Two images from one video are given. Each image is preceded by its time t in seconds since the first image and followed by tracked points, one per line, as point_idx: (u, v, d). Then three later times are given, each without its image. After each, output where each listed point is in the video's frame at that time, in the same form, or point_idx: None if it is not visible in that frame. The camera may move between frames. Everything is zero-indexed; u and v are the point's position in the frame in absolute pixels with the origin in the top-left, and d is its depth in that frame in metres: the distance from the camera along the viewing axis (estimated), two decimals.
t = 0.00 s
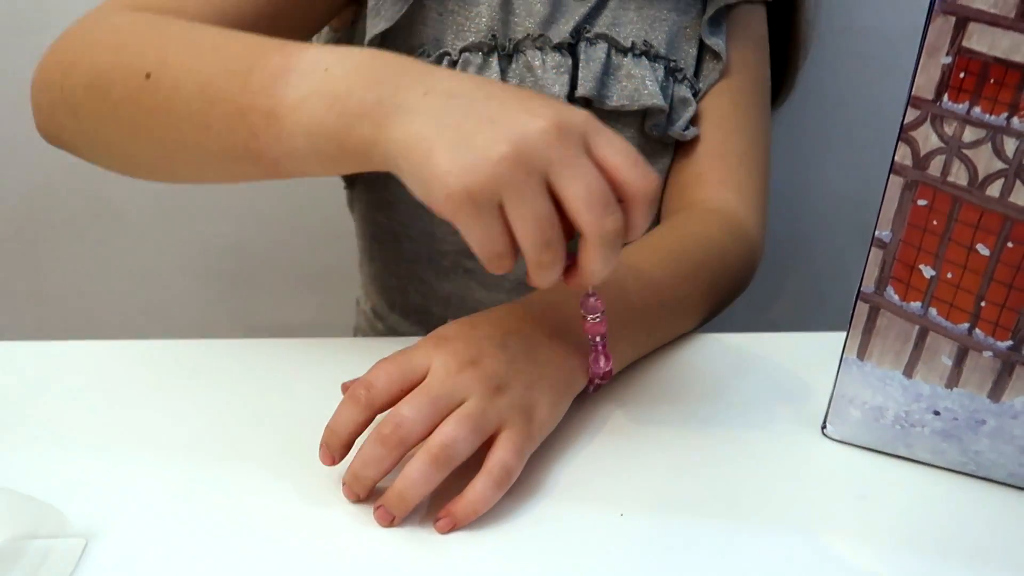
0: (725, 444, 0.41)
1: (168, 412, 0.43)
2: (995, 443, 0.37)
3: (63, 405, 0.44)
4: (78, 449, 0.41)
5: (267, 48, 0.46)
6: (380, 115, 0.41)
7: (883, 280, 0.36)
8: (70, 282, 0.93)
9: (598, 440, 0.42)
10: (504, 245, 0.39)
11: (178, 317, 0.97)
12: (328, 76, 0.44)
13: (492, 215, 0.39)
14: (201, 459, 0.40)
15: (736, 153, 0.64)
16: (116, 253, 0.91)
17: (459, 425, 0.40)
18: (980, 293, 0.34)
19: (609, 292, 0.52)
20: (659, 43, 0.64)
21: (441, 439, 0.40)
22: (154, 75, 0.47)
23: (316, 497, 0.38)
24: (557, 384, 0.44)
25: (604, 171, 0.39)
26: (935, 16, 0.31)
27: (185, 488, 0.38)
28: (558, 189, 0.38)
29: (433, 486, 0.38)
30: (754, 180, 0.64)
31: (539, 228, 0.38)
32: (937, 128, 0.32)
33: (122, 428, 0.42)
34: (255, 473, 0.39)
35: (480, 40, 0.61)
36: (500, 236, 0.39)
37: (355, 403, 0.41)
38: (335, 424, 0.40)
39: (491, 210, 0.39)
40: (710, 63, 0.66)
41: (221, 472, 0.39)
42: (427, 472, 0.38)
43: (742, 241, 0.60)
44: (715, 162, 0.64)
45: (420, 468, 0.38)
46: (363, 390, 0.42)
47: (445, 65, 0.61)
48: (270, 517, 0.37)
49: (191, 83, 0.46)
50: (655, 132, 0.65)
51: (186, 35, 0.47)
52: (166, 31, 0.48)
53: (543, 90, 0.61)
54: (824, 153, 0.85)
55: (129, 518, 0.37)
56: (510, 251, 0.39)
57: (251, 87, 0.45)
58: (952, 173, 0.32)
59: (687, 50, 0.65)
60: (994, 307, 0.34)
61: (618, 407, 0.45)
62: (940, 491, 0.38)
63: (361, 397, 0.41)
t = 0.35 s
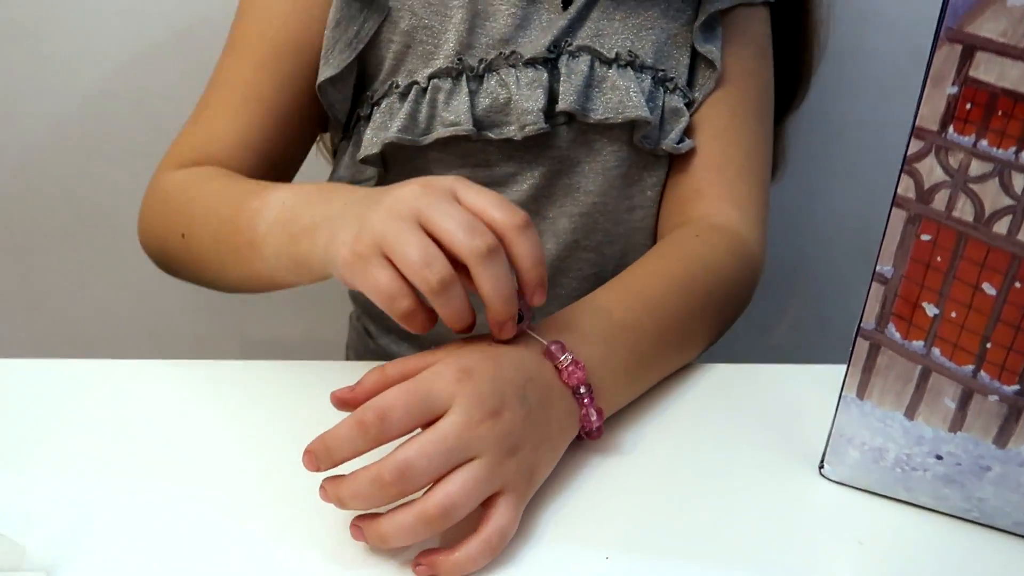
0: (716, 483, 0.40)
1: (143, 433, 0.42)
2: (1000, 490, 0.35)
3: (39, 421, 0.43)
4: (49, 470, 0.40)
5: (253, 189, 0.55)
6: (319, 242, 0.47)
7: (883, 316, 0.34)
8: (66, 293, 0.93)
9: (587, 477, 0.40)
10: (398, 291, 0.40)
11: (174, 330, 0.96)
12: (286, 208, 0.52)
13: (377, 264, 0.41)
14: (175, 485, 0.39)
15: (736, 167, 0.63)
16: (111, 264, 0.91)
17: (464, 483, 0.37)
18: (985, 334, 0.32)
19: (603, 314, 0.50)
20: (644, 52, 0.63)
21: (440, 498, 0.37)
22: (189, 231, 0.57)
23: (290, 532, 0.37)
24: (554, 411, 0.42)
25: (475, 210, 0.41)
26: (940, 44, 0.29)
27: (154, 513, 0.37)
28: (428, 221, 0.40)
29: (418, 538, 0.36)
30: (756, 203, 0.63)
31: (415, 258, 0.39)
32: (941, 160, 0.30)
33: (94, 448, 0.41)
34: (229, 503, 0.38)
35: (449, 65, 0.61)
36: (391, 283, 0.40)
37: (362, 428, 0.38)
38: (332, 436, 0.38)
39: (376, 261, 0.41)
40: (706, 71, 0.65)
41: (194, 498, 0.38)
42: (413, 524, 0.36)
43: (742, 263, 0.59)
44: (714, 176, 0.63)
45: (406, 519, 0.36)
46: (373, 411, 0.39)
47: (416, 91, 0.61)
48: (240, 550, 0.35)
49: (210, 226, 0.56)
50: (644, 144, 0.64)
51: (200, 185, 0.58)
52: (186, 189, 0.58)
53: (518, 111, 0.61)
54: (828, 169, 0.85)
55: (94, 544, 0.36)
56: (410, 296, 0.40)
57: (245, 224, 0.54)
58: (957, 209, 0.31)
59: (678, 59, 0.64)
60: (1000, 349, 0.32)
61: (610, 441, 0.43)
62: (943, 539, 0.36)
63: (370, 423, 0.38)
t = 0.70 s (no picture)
0: (714, 504, 0.38)
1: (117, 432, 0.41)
2: (1018, 523, 0.33)
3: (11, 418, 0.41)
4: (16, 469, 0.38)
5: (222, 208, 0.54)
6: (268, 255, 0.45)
7: (897, 335, 0.32)
8: (57, 283, 0.92)
9: (580, 495, 0.38)
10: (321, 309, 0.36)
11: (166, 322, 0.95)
12: (247, 223, 0.49)
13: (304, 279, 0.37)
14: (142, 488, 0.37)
15: (735, 168, 0.61)
16: (104, 254, 0.90)
17: (442, 494, 0.35)
18: (1007, 358, 0.30)
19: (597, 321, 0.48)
20: (632, 44, 0.60)
21: (415, 506, 0.35)
22: (172, 258, 0.56)
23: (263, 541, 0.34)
24: (541, 429, 0.40)
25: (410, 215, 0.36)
26: (967, 45, 0.27)
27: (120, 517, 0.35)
28: (357, 231, 0.36)
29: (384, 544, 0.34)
30: (756, 207, 0.61)
31: (339, 274, 0.36)
32: (965, 171, 0.28)
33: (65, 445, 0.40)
34: (198, 509, 0.36)
35: (424, 65, 0.59)
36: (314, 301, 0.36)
37: (344, 417, 0.35)
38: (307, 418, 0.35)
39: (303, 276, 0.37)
40: (700, 65, 0.63)
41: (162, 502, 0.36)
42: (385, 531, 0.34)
43: (743, 267, 0.56)
44: (712, 176, 0.60)
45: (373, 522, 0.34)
46: (355, 399, 0.35)
47: (392, 94, 0.59)
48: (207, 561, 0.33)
49: (186, 249, 0.55)
50: (636, 141, 0.61)
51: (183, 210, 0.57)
52: (173, 216, 0.58)
53: (498, 111, 0.58)
54: (830, 172, 0.84)
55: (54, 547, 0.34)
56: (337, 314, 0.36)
57: (214, 243, 0.52)
58: (981, 223, 0.29)
59: (669, 50, 0.61)
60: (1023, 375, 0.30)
61: (606, 459, 0.41)
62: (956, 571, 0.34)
63: (354, 415, 0.35)
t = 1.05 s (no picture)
0: (734, 505, 0.36)
1: (124, 418, 0.41)
2: None
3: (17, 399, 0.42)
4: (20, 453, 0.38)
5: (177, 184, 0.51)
6: (216, 242, 0.43)
7: (935, 335, 0.30)
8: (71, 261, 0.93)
9: (594, 493, 0.37)
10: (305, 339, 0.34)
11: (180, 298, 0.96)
12: (191, 205, 0.47)
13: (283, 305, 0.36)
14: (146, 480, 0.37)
15: (758, 144, 0.58)
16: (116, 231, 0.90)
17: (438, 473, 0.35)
18: None
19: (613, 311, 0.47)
20: (647, 4, 0.58)
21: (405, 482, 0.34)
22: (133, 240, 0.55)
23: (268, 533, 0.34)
24: (550, 424, 0.39)
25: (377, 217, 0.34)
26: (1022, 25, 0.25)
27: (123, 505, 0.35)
28: (329, 245, 0.34)
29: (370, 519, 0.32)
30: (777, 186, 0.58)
31: (323, 298, 0.34)
32: (1016, 161, 0.26)
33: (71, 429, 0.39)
34: (202, 502, 0.36)
35: (432, 36, 0.57)
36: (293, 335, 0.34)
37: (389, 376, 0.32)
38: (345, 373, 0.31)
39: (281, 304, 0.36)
40: (725, 25, 0.60)
41: (168, 492, 0.36)
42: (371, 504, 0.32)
43: (765, 250, 0.54)
44: (731, 151, 0.58)
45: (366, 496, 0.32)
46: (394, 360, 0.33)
47: (401, 67, 0.58)
48: (212, 556, 0.33)
49: (147, 230, 0.53)
50: (650, 107, 0.59)
51: (149, 188, 0.55)
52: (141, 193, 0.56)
53: (510, 82, 0.57)
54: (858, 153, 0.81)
55: (56, 532, 0.34)
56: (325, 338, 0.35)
57: (167, 228, 0.50)
58: None
59: (687, 8, 0.59)
60: None
61: (625, 458, 0.40)
62: None
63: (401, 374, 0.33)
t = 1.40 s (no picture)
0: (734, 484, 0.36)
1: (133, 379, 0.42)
2: None
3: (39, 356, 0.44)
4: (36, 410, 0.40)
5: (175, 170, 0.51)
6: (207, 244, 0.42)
7: (953, 314, 0.29)
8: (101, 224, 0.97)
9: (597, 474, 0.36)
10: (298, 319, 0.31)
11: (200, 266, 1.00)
12: (184, 204, 0.47)
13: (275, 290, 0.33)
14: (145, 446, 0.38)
15: (774, 114, 0.57)
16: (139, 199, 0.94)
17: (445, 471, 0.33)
18: None
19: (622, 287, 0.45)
20: None
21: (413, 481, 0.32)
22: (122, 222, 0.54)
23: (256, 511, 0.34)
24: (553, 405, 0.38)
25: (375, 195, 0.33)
26: None
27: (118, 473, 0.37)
28: (324, 222, 0.33)
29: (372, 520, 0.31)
30: (792, 159, 0.57)
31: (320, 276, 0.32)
32: None
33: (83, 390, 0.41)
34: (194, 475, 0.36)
35: None
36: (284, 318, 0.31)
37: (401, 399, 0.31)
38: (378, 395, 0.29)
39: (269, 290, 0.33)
40: None
41: (169, 461, 0.37)
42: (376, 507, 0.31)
43: (783, 225, 0.53)
44: (746, 122, 0.57)
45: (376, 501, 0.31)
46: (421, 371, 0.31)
47: (399, 33, 0.57)
48: (213, 536, 0.33)
49: (134, 213, 0.52)
50: (658, 70, 0.57)
51: (143, 166, 0.54)
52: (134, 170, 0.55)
53: (511, 45, 0.56)
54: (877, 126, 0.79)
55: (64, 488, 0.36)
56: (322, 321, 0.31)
57: (155, 227, 0.49)
58: None
59: None
60: None
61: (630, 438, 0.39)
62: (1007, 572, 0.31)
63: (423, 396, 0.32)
